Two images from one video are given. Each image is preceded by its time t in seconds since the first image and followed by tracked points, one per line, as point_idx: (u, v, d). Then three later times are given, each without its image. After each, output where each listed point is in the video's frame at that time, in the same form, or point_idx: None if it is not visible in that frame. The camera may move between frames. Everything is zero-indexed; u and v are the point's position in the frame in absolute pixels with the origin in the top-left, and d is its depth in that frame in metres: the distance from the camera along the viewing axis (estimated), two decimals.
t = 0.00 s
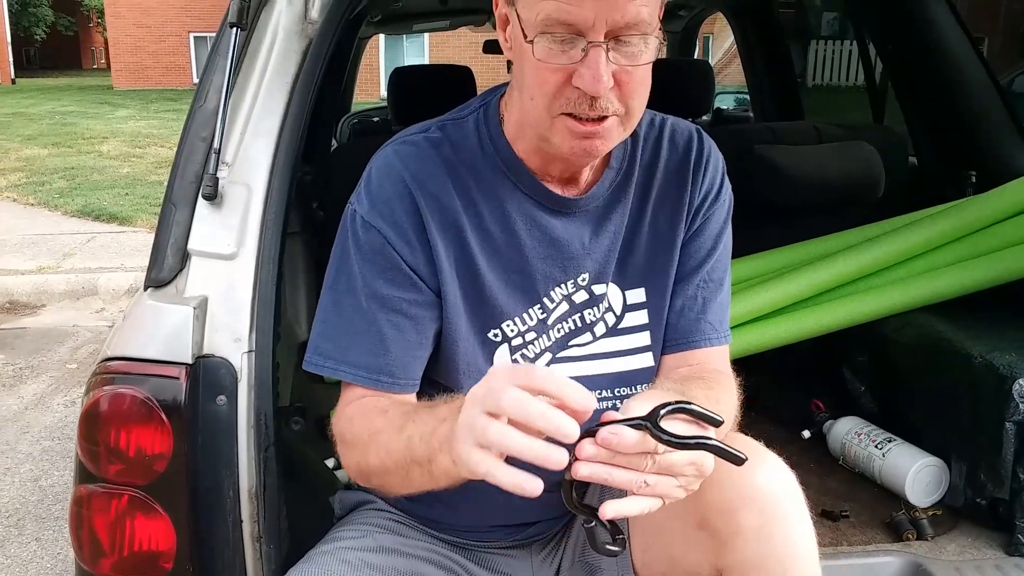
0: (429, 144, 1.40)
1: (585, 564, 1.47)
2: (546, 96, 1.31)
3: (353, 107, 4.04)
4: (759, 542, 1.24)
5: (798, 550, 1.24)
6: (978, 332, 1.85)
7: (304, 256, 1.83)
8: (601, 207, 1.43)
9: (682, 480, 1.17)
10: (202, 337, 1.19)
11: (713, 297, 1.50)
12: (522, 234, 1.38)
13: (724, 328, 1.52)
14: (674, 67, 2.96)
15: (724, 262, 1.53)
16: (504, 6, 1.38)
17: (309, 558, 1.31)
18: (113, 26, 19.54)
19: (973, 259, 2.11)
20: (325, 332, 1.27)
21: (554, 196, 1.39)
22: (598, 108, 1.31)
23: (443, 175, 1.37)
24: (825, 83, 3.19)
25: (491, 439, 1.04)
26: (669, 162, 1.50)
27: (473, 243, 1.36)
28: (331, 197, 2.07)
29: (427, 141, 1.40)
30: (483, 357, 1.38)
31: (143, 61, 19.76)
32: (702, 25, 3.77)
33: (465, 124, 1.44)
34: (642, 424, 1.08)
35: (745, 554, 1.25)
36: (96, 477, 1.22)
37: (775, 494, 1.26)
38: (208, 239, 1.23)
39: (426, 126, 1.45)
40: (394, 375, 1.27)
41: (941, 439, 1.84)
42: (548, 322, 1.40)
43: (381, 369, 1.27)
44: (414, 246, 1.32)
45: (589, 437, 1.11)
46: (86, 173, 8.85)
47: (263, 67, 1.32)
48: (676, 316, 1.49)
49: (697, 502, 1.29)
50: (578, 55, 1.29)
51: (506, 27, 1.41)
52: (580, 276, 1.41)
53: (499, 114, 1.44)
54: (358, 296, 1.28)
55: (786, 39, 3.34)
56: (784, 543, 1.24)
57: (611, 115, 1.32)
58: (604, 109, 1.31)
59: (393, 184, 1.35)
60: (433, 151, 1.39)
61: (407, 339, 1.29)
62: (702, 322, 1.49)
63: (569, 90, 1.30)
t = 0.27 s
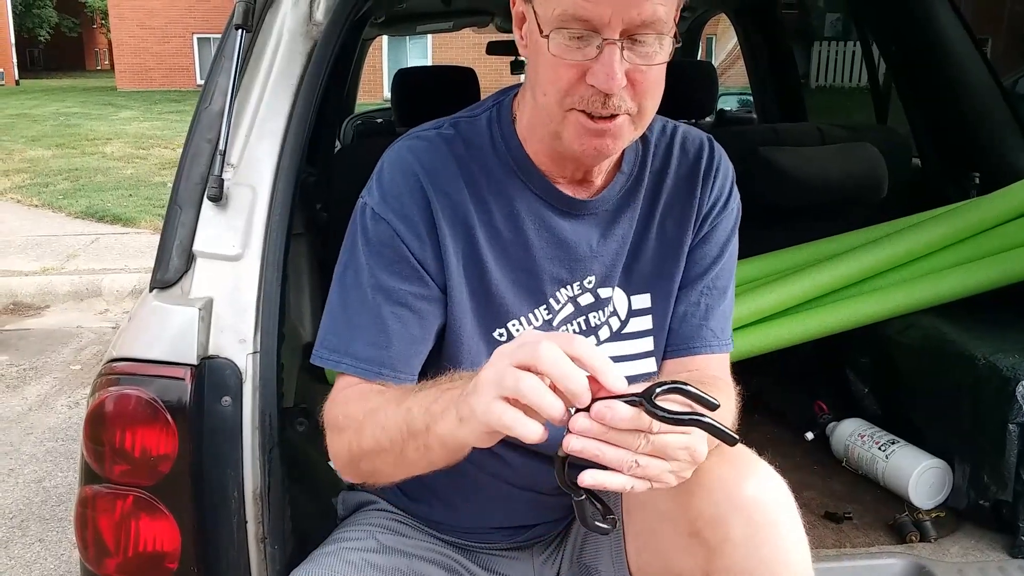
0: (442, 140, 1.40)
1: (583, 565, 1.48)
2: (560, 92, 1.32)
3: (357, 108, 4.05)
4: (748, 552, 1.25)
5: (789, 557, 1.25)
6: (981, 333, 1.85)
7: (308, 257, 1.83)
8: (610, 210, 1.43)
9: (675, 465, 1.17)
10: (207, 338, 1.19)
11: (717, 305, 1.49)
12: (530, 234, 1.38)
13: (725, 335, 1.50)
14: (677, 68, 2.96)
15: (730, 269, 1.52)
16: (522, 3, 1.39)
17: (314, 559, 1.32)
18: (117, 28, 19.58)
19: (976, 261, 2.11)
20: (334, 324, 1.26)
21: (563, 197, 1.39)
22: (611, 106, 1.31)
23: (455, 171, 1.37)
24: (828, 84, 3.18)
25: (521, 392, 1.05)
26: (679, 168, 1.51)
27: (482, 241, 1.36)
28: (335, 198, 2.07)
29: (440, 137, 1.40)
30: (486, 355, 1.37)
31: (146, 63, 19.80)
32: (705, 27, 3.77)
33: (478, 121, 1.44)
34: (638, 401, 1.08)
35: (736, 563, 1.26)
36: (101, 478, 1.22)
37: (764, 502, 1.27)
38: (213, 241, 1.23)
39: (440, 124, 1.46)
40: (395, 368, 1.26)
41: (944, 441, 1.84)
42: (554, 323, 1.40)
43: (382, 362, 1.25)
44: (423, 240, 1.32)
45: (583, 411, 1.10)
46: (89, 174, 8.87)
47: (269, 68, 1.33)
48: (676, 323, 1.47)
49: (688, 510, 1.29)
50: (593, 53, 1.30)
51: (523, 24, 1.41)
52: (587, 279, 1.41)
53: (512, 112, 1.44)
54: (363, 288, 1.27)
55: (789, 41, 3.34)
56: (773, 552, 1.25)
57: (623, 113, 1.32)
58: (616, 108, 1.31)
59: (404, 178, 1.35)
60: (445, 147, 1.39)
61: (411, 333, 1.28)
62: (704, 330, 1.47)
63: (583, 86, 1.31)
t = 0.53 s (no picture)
0: (451, 138, 1.40)
1: (584, 565, 1.48)
2: (572, 91, 1.33)
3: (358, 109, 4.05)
4: (747, 555, 1.26)
5: (787, 557, 1.26)
6: (982, 333, 1.85)
7: (310, 257, 1.84)
8: (617, 212, 1.43)
9: (686, 462, 1.19)
10: (210, 338, 1.20)
11: (720, 306, 1.49)
12: (537, 234, 1.38)
13: (727, 337, 1.50)
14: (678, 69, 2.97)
15: (734, 272, 1.52)
16: (535, 2, 1.40)
17: (316, 558, 1.32)
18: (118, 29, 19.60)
19: (977, 261, 2.11)
20: (337, 320, 1.26)
21: (570, 198, 1.39)
22: (623, 107, 1.32)
23: (463, 169, 1.38)
24: (829, 84, 3.19)
25: (537, 396, 1.05)
26: (686, 171, 1.51)
27: (489, 241, 1.36)
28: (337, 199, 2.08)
29: (449, 135, 1.41)
30: (490, 354, 1.37)
31: (147, 64, 19.81)
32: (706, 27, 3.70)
33: (486, 120, 1.44)
34: (649, 401, 1.09)
35: (736, 563, 1.26)
36: (104, 477, 1.22)
37: (762, 502, 1.27)
38: (215, 241, 1.23)
39: (448, 122, 1.46)
40: (398, 364, 1.25)
41: (945, 441, 1.85)
42: (558, 323, 1.40)
43: (385, 358, 1.25)
44: (430, 237, 1.32)
45: (594, 413, 1.12)
46: (91, 175, 8.88)
47: (271, 69, 1.33)
48: (681, 323, 1.48)
49: (687, 510, 1.29)
50: (607, 53, 1.31)
51: (536, 23, 1.42)
52: (592, 280, 1.41)
53: (521, 112, 1.45)
54: (368, 284, 1.27)
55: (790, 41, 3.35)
56: (773, 554, 1.25)
57: (635, 115, 1.33)
58: (628, 109, 1.32)
59: (413, 175, 1.35)
60: (454, 145, 1.39)
61: (415, 330, 1.28)
62: (707, 331, 1.47)
63: (596, 86, 1.32)
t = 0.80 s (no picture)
0: (455, 138, 1.41)
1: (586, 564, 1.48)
2: (578, 90, 1.33)
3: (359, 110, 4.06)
4: (750, 553, 1.26)
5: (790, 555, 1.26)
6: (983, 332, 1.85)
7: (311, 259, 1.84)
8: (620, 212, 1.43)
9: (697, 456, 1.21)
10: (211, 338, 1.20)
11: (722, 305, 1.49)
12: (540, 234, 1.38)
13: (730, 336, 1.50)
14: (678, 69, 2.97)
15: (736, 272, 1.52)
16: (541, 2, 1.41)
17: (318, 558, 1.33)
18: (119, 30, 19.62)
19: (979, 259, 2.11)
20: (340, 319, 1.26)
21: (573, 197, 1.39)
22: (629, 107, 1.33)
23: (466, 169, 1.38)
24: (829, 83, 3.19)
25: (549, 394, 1.05)
26: (688, 171, 1.51)
27: (492, 240, 1.36)
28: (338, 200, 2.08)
29: (452, 135, 1.41)
30: (493, 353, 1.37)
31: (148, 65, 19.83)
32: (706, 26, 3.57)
33: (490, 120, 1.45)
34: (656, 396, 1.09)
35: (738, 561, 1.27)
36: (106, 478, 1.23)
37: (764, 502, 1.27)
38: (216, 242, 1.24)
39: (452, 122, 1.46)
40: (401, 363, 1.25)
41: (945, 439, 1.85)
42: (561, 323, 1.40)
43: (389, 356, 1.24)
44: (434, 236, 1.32)
45: (603, 410, 1.13)
46: (92, 176, 8.89)
47: (272, 70, 1.34)
48: (683, 322, 1.48)
49: (689, 508, 1.29)
50: (614, 52, 1.31)
51: (542, 23, 1.43)
52: (595, 279, 1.41)
53: (525, 111, 1.45)
54: (372, 283, 1.27)
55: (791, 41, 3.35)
56: (776, 552, 1.25)
57: (640, 115, 1.33)
58: (634, 108, 1.33)
59: (417, 175, 1.35)
60: (457, 145, 1.40)
61: (418, 329, 1.27)
62: (709, 330, 1.47)
63: (601, 86, 1.32)
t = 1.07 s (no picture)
0: (452, 140, 1.41)
1: (583, 566, 1.48)
2: (577, 93, 1.33)
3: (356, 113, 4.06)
4: (747, 554, 1.26)
5: (788, 556, 1.26)
6: (979, 334, 1.86)
7: (307, 261, 1.84)
8: (617, 214, 1.44)
9: (698, 451, 1.22)
10: (208, 341, 1.20)
11: (719, 308, 1.49)
12: (538, 235, 1.38)
13: (726, 338, 1.50)
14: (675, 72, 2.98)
15: (732, 275, 1.53)
16: (539, 6, 1.41)
17: (315, 560, 1.33)
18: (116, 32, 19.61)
19: (975, 262, 2.12)
20: (337, 321, 1.26)
21: (571, 200, 1.39)
22: (627, 109, 1.33)
23: (465, 171, 1.38)
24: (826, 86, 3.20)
25: (548, 396, 1.06)
26: (685, 174, 1.52)
27: (490, 242, 1.36)
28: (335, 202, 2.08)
29: (451, 137, 1.41)
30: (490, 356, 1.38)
31: (146, 67, 19.82)
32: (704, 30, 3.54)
33: (487, 122, 1.45)
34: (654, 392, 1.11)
35: (735, 563, 1.27)
36: (102, 481, 1.23)
37: (762, 503, 1.27)
38: (213, 244, 1.24)
39: (450, 125, 1.47)
40: (398, 363, 1.25)
41: (941, 442, 1.85)
42: (559, 325, 1.40)
43: (386, 357, 1.24)
44: (432, 238, 1.32)
45: (601, 410, 1.14)
46: (90, 179, 8.88)
47: (269, 73, 1.34)
48: (680, 324, 1.48)
49: (687, 509, 1.30)
50: (612, 56, 1.32)
51: (540, 27, 1.43)
52: (592, 281, 1.42)
53: (523, 114, 1.45)
54: (369, 284, 1.27)
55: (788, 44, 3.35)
56: (773, 553, 1.25)
57: (639, 118, 1.34)
58: (632, 111, 1.33)
59: (415, 177, 1.35)
60: (455, 148, 1.40)
61: (415, 330, 1.28)
62: (706, 332, 1.47)
63: (600, 88, 1.33)
